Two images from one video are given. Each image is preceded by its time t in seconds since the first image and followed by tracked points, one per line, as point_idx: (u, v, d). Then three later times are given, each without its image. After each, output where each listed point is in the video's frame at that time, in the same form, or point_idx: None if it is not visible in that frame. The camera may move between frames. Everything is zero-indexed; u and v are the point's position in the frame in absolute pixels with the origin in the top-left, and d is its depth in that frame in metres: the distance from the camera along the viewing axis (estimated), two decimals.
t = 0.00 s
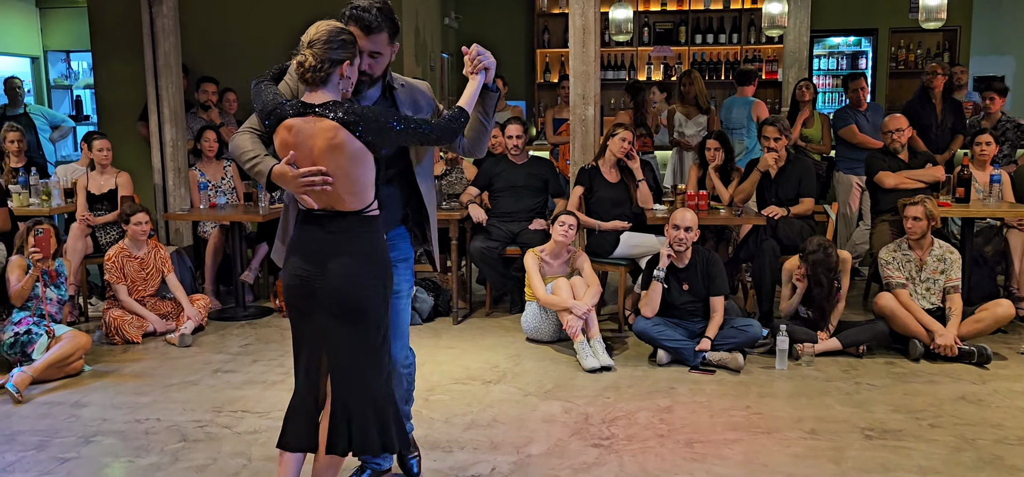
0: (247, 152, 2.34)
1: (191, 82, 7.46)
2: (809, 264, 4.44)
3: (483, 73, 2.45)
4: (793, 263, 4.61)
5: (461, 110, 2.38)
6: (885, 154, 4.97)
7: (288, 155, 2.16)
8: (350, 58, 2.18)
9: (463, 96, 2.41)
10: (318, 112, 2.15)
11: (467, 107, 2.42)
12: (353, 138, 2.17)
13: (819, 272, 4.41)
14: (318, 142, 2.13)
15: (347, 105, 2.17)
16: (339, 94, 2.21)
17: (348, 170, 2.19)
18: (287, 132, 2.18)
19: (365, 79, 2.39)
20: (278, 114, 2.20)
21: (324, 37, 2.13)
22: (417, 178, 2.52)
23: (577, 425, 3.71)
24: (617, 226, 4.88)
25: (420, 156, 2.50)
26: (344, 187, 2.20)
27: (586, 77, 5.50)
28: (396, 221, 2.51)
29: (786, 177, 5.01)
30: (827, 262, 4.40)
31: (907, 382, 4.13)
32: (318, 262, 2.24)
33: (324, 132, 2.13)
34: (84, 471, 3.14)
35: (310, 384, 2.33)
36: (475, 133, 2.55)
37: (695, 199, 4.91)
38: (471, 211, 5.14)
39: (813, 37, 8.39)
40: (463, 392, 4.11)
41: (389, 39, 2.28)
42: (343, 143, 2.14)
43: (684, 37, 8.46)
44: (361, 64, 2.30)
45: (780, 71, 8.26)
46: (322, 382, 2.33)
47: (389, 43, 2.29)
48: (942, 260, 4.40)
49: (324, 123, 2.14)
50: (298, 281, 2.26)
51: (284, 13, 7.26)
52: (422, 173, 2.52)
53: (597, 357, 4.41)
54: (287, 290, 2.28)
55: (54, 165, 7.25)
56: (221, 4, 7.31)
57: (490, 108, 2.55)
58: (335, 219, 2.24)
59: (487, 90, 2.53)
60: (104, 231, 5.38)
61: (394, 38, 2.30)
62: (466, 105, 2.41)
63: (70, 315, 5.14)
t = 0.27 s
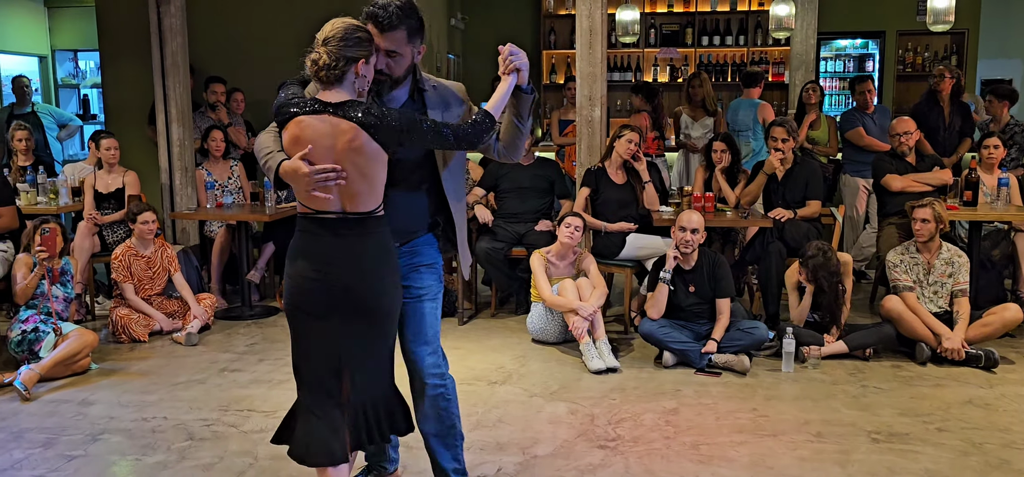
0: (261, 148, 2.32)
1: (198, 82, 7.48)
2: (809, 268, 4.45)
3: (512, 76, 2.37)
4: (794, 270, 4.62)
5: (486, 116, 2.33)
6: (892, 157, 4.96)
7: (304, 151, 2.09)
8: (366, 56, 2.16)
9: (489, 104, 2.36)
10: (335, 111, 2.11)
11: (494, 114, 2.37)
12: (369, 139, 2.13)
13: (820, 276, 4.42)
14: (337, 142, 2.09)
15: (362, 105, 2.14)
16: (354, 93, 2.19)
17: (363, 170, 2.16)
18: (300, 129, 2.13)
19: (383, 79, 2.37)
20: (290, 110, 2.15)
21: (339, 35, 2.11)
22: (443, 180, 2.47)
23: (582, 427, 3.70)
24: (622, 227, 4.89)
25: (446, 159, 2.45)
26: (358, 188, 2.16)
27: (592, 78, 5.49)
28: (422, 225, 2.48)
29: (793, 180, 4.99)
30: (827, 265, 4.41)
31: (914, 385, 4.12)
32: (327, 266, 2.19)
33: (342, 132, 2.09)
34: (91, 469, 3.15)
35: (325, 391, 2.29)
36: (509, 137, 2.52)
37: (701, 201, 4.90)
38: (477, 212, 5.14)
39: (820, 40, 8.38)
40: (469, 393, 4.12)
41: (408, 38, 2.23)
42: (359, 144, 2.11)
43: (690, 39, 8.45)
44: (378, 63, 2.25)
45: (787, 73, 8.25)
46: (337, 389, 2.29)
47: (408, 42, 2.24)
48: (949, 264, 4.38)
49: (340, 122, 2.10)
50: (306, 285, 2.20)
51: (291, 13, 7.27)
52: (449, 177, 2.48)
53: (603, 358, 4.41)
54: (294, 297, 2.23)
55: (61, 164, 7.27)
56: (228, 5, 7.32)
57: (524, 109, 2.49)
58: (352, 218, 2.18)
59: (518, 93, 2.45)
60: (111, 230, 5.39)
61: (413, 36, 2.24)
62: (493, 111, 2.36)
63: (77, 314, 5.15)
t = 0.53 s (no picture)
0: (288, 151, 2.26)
1: (201, 80, 7.47)
2: (803, 273, 4.46)
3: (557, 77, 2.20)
4: (789, 273, 4.63)
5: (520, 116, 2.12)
6: (895, 157, 4.96)
7: (322, 148, 1.96)
8: (390, 56, 2.00)
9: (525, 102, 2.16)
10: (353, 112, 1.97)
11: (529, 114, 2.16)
12: (386, 144, 1.99)
13: (811, 281, 4.43)
14: (355, 143, 1.98)
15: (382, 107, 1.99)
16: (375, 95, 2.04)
17: (386, 172, 2.03)
18: (316, 126, 1.99)
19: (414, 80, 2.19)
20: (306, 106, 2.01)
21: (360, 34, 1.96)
22: (483, 182, 2.22)
23: (586, 426, 3.70)
24: (625, 227, 4.88)
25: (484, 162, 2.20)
26: (380, 189, 2.03)
27: (596, 78, 5.49)
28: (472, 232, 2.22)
29: (796, 180, 4.99)
30: (819, 270, 4.42)
31: (917, 386, 4.12)
32: (353, 270, 2.04)
33: (359, 133, 1.97)
34: (95, 467, 3.14)
35: (362, 404, 2.13)
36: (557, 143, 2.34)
37: (704, 201, 4.90)
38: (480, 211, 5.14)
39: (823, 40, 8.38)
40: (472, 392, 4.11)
41: (433, 36, 2.01)
42: (377, 147, 1.99)
43: (693, 40, 8.45)
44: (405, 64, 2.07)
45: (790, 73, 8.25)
46: (369, 398, 2.13)
47: (435, 40, 2.02)
48: (952, 264, 4.38)
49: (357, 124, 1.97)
50: (333, 289, 2.05)
51: (294, 12, 7.26)
52: (490, 177, 2.21)
53: (606, 358, 4.40)
54: (319, 308, 2.08)
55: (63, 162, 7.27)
56: (231, 3, 7.32)
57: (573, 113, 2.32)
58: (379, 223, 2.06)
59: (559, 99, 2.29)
60: (114, 228, 5.39)
61: (441, 34, 2.02)
62: (527, 112, 2.14)
63: (79, 312, 5.15)
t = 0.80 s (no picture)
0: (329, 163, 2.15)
1: (193, 80, 7.45)
2: (794, 275, 4.48)
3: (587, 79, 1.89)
4: (781, 275, 4.65)
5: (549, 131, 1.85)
6: (888, 158, 4.98)
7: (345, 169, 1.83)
8: (417, 64, 1.86)
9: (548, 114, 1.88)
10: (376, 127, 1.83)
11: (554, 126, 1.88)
12: (416, 158, 1.83)
13: (803, 282, 4.45)
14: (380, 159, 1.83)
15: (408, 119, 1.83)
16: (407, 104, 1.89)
17: (421, 185, 1.86)
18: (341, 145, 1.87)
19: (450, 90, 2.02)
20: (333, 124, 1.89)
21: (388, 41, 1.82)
22: (529, 192, 1.93)
23: (580, 427, 3.70)
24: (619, 228, 4.88)
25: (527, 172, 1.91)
26: (417, 205, 1.85)
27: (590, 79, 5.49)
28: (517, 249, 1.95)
29: (789, 180, 5.00)
30: (811, 271, 4.44)
31: (909, 386, 4.14)
32: (387, 285, 1.87)
33: (385, 148, 1.82)
34: (88, 468, 3.13)
35: (389, 425, 1.95)
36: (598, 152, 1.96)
37: (697, 201, 4.91)
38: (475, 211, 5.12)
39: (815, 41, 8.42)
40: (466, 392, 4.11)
41: (456, 43, 1.82)
42: (404, 161, 1.82)
43: (685, 41, 8.48)
44: (430, 75, 1.89)
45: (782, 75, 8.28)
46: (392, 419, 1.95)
47: (459, 47, 1.83)
48: (944, 265, 4.40)
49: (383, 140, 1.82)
50: (362, 310, 1.87)
51: (287, 11, 7.23)
52: (537, 185, 1.93)
53: (600, 358, 4.42)
54: (351, 326, 1.89)
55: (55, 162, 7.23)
56: (224, 3, 7.29)
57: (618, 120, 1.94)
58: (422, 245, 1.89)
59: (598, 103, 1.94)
60: (106, 228, 5.36)
61: (465, 41, 1.82)
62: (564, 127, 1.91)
63: (72, 312, 5.12)
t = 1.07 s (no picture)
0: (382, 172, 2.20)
1: (167, 81, 7.38)
2: (770, 275, 4.53)
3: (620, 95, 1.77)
4: (756, 276, 4.69)
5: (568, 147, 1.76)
6: (861, 159, 5.03)
7: (363, 183, 1.88)
8: (434, 79, 1.86)
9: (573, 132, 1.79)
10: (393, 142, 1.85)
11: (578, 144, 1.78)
12: (423, 174, 1.82)
13: (778, 282, 4.50)
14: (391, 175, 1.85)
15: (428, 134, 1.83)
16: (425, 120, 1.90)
17: (431, 200, 1.85)
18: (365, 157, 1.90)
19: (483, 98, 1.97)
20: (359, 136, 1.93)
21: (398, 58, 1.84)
22: (551, 207, 1.85)
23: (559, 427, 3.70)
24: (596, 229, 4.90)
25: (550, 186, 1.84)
26: (428, 220, 1.85)
27: (566, 79, 5.50)
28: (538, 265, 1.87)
29: (764, 180, 5.04)
30: (785, 271, 4.49)
31: (883, 384, 4.18)
32: (399, 301, 1.89)
33: (395, 164, 1.84)
34: (60, 474, 3.09)
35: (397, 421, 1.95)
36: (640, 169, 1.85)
37: (674, 202, 4.95)
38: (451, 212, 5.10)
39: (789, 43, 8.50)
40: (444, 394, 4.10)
41: (489, 50, 1.75)
42: (412, 178, 1.83)
43: (661, 42, 8.53)
44: (465, 83, 1.82)
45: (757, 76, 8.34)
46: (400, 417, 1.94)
47: (491, 54, 1.75)
48: (917, 264, 4.46)
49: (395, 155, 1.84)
50: (381, 312, 1.90)
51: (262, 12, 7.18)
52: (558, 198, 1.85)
53: (578, 359, 4.42)
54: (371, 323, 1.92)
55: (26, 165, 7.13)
56: (198, 3, 7.23)
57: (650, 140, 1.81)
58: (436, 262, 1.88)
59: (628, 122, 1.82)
60: (79, 231, 5.29)
61: (497, 47, 1.75)
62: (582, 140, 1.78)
63: (44, 316, 5.06)
